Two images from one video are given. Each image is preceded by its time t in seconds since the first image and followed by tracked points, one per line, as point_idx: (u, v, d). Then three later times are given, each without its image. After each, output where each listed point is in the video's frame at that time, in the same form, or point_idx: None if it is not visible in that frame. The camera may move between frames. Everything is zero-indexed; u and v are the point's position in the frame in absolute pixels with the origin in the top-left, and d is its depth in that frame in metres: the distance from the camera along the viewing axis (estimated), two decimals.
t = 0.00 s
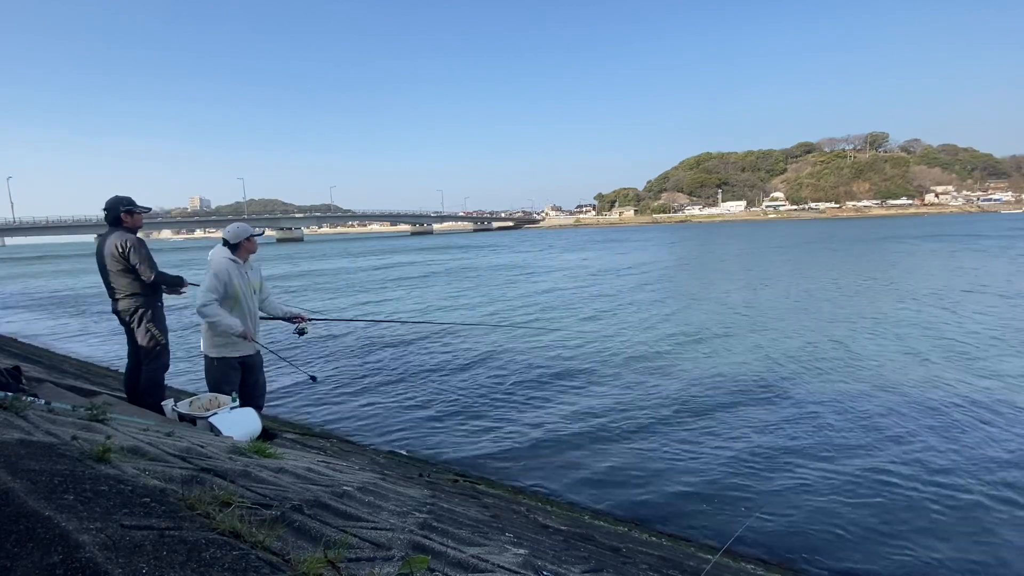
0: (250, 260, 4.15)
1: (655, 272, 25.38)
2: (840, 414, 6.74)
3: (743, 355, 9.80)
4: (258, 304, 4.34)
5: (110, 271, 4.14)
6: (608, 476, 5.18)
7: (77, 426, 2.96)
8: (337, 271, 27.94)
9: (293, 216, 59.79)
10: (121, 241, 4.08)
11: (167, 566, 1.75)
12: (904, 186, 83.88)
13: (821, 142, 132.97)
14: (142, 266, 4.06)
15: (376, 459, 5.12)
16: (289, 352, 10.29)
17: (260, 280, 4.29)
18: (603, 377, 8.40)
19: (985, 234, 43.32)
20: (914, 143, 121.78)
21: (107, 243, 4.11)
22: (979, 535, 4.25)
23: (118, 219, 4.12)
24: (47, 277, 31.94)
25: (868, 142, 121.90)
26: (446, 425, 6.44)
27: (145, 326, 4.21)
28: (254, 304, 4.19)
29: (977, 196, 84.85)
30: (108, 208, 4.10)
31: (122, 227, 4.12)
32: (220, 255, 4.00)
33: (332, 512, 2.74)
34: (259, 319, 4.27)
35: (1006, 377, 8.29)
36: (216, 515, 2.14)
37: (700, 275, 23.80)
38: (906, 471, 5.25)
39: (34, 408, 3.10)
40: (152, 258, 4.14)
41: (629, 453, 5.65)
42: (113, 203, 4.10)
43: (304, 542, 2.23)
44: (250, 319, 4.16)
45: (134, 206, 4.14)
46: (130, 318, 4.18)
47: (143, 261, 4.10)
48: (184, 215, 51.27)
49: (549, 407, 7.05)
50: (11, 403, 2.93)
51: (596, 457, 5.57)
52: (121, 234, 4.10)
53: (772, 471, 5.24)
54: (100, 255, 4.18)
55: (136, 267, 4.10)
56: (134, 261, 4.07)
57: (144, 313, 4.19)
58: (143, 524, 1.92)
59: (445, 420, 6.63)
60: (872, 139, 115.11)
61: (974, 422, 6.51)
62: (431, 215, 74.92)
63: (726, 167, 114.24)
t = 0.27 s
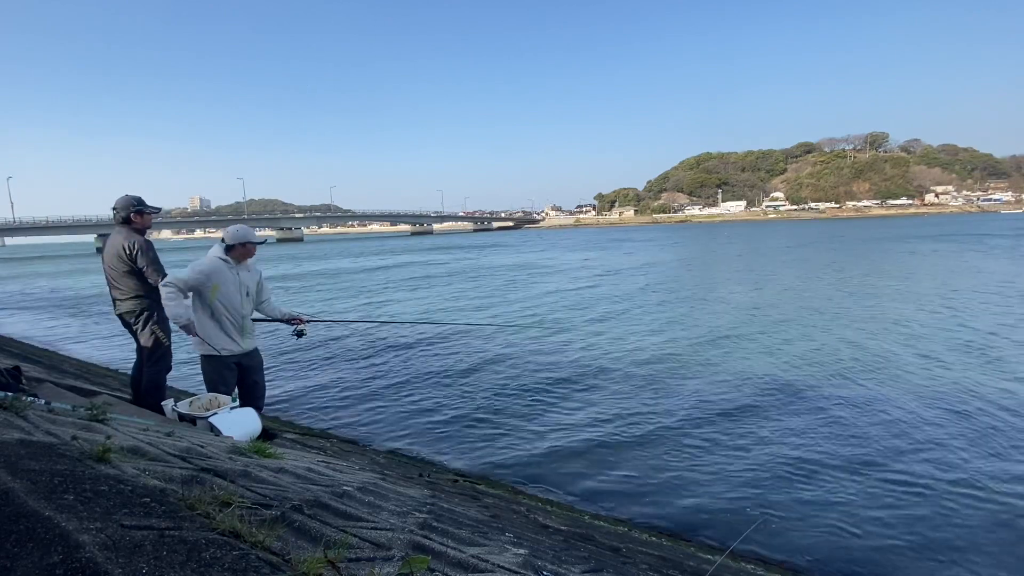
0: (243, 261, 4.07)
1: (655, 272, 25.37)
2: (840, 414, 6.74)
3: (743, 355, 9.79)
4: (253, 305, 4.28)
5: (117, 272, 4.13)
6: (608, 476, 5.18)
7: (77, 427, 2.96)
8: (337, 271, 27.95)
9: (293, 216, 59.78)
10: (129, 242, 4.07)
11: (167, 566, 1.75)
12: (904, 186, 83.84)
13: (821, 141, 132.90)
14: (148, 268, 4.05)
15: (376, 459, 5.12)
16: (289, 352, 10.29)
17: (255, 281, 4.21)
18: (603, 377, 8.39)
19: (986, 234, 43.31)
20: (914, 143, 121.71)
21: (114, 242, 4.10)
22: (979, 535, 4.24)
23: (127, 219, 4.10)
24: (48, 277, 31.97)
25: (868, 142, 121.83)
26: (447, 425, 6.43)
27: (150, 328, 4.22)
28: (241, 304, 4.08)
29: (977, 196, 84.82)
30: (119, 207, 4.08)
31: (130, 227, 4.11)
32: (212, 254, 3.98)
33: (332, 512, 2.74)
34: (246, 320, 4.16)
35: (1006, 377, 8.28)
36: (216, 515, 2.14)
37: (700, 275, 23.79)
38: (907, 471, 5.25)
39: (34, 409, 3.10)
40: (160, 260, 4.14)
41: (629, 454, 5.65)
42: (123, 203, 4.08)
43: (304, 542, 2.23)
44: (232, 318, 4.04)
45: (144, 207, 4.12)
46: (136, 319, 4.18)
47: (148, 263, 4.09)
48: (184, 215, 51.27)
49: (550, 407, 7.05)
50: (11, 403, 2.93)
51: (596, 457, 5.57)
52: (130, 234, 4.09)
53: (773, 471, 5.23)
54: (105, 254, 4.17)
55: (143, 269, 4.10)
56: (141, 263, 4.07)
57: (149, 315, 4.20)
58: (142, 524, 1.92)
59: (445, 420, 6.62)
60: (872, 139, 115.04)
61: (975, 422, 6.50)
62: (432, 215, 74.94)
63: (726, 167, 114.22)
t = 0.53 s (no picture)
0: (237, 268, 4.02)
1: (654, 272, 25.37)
2: (840, 414, 6.74)
3: (743, 355, 9.79)
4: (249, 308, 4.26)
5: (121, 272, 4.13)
6: (608, 476, 5.18)
7: (76, 427, 2.96)
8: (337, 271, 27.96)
9: (293, 216, 59.79)
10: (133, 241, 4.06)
11: (167, 566, 1.75)
12: (904, 186, 83.85)
13: (820, 141, 132.91)
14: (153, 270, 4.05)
15: (376, 459, 5.12)
16: (289, 352, 10.28)
17: (249, 286, 4.17)
18: (603, 377, 8.39)
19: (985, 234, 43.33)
20: (914, 143, 121.72)
21: (119, 241, 4.09)
22: (979, 536, 4.24)
23: (133, 219, 4.09)
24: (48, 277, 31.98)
25: (868, 142, 121.86)
26: (446, 425, 6.43)
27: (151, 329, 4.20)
28: (232, 308, 4.05)
29: (977, 196, 84.86)
30: (125, 206, 4.07)
31: (136, 226, 4.09)
32: (199, 260, 3.92)
33: (332, 513, 2.74)
34: (239, 324, 4.12)
35: (1006, 377, 8.28)
36: (216, 515, 2.14)
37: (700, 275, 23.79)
38: (907, 471, 5.24)
39: (34, 409, 3.10)
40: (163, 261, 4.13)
41: (629, 454, 5.65)
42: (130, 202, 4.07)
43: (304, 542, 2.23)
44: (222, 322, 4.02)
45: (150, 207, 4.11)
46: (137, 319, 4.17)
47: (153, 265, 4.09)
48: (184, 215, 51.27)
49: (549, 407, 7.04)
50: (11, 404, 2.93)
51: (596, 457, 5.57)
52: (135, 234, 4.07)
53: (773, 471, 5.23)
54: (109, 252, 4.17)
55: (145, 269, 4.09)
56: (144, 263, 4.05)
57: (150, 315, 4.18)
58: (143, 524, 1.92)
59: (445, 420, 6.62)
60: (872, 139, 115.01)
61: (974, 422, 6.50)
62: (432, 215, 74.96)
63: (726, 167, 114.20)
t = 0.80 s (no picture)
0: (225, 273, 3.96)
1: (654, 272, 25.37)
2: (840, 415, 6.73)
3: (743, 355, 9.79)
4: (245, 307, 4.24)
5: (122, 272, 4.14)
6: (607, 476, 5.18)
7: (76, 426, 2.96)
8: (337, 271, 27.95)
9: (293, 216, 59.78)
10: (134, 241, 4.06)
11: (167, 566, 1.75)
12: (904, 186, 83.83)
13: (819, 141, 132.97)
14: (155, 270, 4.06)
15: (376, 459, 5.12)
16: (289, 352, 10.28)
17: (242, 287, 4.12)
18: (603, 377, 8.39)
19: (985, 234, 43.29)
20: (914, 143, 121.74)
21: (122, 241, 4.10)
22: (978, 536, 4.25)
23: (135, 219, 4.10)
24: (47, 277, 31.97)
25: (868, 142, 121.87)
26: (447, 425, 6.43)
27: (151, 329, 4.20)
28: (228, 314, 4.02)
29: (977, 197, 84.85)
30: (127, 206, 4.09)
31: (138, 226, 4.11)
32: (189, 271, 3.90)
33: (332, 512, 2.74)
34: (237, 326, 4.11)
35: (1006, 377, 8.27)
36: (216, 515, 2.14)
37: (700, 275, 23.79)
38: (906, 471, 5.25)
39: (34, 409, 3.10)
40: (165, 261, 4.14)
41: (629, 454, 5.64)
42: (133, 202, 4.09)
43: (304, 542, 2.23)
44: (219, 328, 4.01)
45: (153, 206, 4.13)
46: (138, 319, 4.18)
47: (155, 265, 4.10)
48: (185, 215, 51.30)
49: (550, 407, 7.04)
50: (11, 404, 2.93)
51: (596, 457, 5.57)
52: (137, 233, 4.09)
53: (772, 472, 5.23)
54: (112, 251, 4.17)
55: (147, 268, 4.10)
56: (146, 263, 4.07)
57: (151, 316, 4.19)
58: (143, 524, 1.92)
59: (446, 420, 6.62)
60: (872, 139, 115.05)
61: (975, 422, 6.49)
62: (432, 215, 74.97)
63: (726, 167, 114.21)
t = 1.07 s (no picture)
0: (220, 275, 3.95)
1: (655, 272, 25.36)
2: (840, 415, 6.73)
3: (743, 355, 9.79)
4: (242, 307, 4.23)
5: (123, 272, 4.14)
6: (607, 476, 5.18)
7: (76, 427, 2.95)
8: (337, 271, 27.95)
9: (293, 216, 59.77)
10: (135, 241, 4.06)
11: (167, 566, 1.75)
12: (904, 186, 83.80)
13: (819, 141, 132.95)
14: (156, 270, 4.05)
15: (376, 459, 5.12)
16: (289, 352, 10.29)
17: (239, 287, 4.12)
18: (603, 377, 8.38)
19: (985, 234, 43.26)
20: (914, 143, 121.71)
21: (122, 241, 4.10)
22: (977, 536, 4.24)
23: (137, 218, 4.10)
24: (47, 277, 31.97)
25: (868, 142, 121.85)
26: (446, 426, 6.42)
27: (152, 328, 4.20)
28: (225, 314, 4.01)
29: (977, 197, 84.83)
30: (129, 206, 4.09)
31: (139, 226, 4.11)
32: (183, 274, 3.89)
33: (332, 512, 2.74)
34: (235, 326, 4.10)
35: (1007, 377, 8.27)
36: (216, 515, 2.14)
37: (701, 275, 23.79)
38: (906, 471, 5.24)
39: (34, 409, 3.10)
40: (167, 260, 4.14)
41: (629, 454, 5.63)
42: (134, 202, 4.09)
43: (304, 542, 2.23)
44: (217, 329, 4.00)
45: (154, 206, 4.13)
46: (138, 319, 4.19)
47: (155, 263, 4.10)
48: (184, 215, 51.29)
49: (549, 407, 7.04)
50: (11, 404, 2.93)
51: (595, 457, 5.57)
52: (138, 233, 4.09)
53: (772, 471, 5.23)
54: (113, 251, 4.18)
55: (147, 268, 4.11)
56: (147, 262, 4.07)
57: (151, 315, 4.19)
58: (143, 524, 1.92)
59: (445, 420, 6.62)
60: (873, 139, 115.05)
61: (974, 422, 6.49)
62: (432, 215, 74.97)
63: (726, 167, 114.18)
